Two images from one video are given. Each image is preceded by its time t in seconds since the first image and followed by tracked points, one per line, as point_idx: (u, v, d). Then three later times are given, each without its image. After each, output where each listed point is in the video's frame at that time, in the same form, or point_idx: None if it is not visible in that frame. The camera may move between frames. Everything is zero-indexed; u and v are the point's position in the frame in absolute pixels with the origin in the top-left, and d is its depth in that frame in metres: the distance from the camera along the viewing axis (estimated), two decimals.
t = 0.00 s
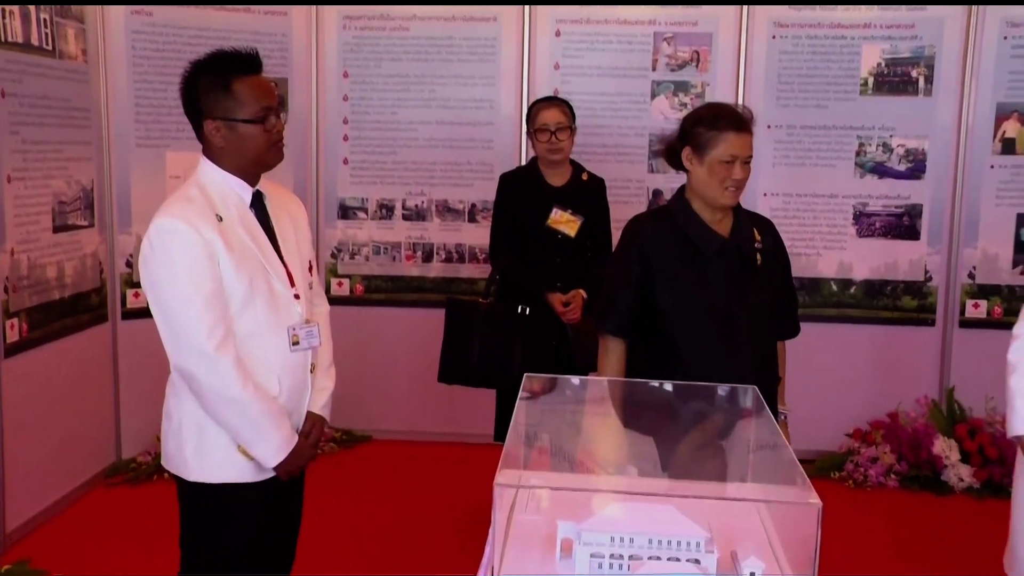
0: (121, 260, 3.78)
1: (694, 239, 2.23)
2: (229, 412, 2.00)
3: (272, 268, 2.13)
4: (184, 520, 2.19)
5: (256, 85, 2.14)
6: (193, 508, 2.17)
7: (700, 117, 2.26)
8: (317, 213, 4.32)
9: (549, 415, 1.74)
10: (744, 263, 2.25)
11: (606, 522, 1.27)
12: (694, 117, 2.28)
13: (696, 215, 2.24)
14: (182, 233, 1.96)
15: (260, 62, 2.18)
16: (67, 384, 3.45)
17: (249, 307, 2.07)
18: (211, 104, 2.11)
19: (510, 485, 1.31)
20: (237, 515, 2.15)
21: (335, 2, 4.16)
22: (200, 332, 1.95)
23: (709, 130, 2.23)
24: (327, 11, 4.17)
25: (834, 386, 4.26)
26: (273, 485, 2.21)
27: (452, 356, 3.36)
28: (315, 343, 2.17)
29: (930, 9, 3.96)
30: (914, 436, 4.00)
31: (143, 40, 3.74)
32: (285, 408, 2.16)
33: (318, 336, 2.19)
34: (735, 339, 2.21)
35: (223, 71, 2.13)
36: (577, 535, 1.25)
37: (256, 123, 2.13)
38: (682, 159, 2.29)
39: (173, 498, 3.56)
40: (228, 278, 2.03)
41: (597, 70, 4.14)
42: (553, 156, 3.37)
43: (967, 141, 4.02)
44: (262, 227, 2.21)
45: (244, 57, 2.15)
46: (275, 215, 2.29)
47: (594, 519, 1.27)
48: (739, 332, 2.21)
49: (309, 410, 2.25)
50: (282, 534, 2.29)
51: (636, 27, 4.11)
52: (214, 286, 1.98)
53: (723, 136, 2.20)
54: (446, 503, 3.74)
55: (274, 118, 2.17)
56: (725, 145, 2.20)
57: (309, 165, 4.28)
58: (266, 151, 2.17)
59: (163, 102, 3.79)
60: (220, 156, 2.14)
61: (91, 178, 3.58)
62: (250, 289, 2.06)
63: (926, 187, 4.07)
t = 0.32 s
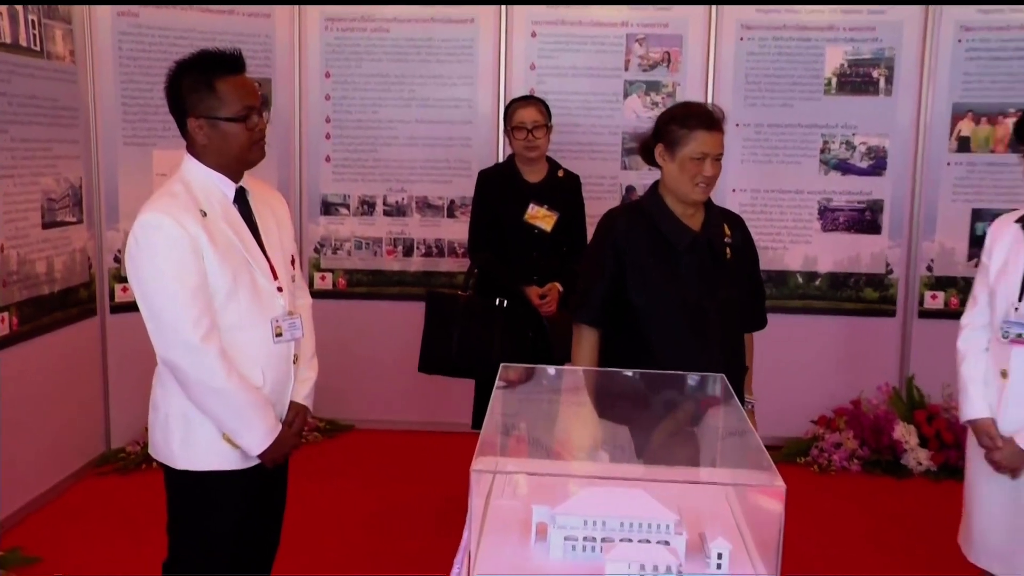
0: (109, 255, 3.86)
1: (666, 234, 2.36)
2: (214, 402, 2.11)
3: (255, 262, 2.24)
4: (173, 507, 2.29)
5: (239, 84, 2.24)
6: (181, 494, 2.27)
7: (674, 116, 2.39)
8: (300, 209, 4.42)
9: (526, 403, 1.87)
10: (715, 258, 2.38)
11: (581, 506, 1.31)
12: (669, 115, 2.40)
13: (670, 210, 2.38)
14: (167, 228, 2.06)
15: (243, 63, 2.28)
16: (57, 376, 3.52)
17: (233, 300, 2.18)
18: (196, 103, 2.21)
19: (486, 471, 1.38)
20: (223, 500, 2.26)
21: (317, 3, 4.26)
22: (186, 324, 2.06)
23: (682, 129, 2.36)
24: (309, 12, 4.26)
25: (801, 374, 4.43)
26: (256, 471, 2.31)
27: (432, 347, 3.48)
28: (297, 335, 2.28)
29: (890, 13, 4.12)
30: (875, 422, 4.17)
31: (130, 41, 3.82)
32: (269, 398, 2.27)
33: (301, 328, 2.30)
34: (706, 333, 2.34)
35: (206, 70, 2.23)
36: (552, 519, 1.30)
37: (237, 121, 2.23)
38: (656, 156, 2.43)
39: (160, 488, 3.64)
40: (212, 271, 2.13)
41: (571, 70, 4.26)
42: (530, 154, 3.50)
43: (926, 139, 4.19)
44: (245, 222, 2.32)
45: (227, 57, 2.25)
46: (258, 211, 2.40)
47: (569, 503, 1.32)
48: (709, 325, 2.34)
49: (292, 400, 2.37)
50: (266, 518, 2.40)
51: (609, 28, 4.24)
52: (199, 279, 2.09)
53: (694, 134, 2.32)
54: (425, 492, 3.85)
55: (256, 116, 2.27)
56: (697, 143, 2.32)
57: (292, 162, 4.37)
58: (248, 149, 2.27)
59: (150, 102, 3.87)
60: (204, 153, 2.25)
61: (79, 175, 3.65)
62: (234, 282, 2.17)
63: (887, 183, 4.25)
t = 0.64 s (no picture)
0: (93, 252, 3.95)
1: (633, 228, 2.47)
2: (194, 392, 2.23)
3: (233, 258, 2.37)
4: (154, 494, 2.41)
5: (218, 88, 2.35)
6: (162, 479, 2.39)
7: (642, 116, 2.48)
8: (278, 206, 4.53)
9: (496, 390, 2.02)
10: (679, 251, 2.51)
11: (547, 491, 1.41)
12: (638, 116, 2.49)
13: (638, 207, 2.49)
14: (148, 226, 2.19)
15: (225, 67, 2.39)
16: (41, 370, 3.61)
17: (212, 295, 2.31)
18: (174, 105, 2.32)
19: (458, 457, 1.45)
20: (202, 485, 2.39)
21: (294, 7, 4.37)
22: (166, 318, 2.18)
23: (651, 128, 2.45)
24: (287, 15, 4.37)
25: (760, 364, 4.63)
26: (233, 458, 2.44)
27: (406, 336, 3.64)
28: (274, 327, 2.41)
29: (843, 19, 4.32)
30: (830, 408, 4.39)
31: (111, 44, 3.90)
32: (247, 388, 2.39)
33: (278, 321, 2.44)
34: (669, 322, 2.47)
35: (188, 73, 2.34)
36: (521, 503, 1.39)
37: (214, 124, 2.34)
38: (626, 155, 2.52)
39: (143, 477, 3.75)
40: (192, 267, 2.26)
41: (541, 73, 4.41)
42: (501, 153, 3.65)
43: (877, 139, 4.40)
44: (224, 220, 2.45)
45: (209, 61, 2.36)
46: (236, 208, 2.53)
47: (537, 488, 1.41)
48: (672, 315, 2.47)
49: (270, 390, 2.50)
50: (240, 505, 2.53)
51: (576, 33, 4.39)
52: (179, 274, 2.21)
53: (662, 133, 2.42)
54: (396, 479, 3.99)
55: (233, 120, 2.38)
56: (665, 142, 2.41)
57: (271, 161, 4.48)
58: (223, 150, 2.39)
59: (131, 103, 3.96)
60: (182, 152, 2.37)
61: (63, 175, 3.74)
62: (212, 277, 2.30)
63: (841, 181, 4.45)
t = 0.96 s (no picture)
0: (69, 249, 4.04)
1: (595, 221, 2.56)
2: (167, 383, 2.30)
3: (203, 253, 2.44)
4: (131, 483, 2.47)
5: (192, 91, 2.42)
6: (138, 471, 2.46)
7: (602, 116, 2.57)
8: (248, 203, 4.64)
9: (462, 381, 2.14)
10: (638, 244, 2.61)
11: (509, 474, 1.63)
12: (598, 115, 2.58)
13: (600, 204, 2.57)
14: (120, 223, 2.25)
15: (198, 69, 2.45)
16: (19, 363, 3.70)
17: (183, 289, 2.37)
18: (151, 106, 2.38)
19: (424, 444, 1.57)
20: (176, 478, 2.46)
21: (263, 10, 4.49)
22: (139, 312, 2.25)
23: (611, 128, 2.54)
24: (256, 17, 4.49)
25: (713, 352, 4.85)
26: (207, 447, 2.50)
27: (373, 328, 3.79)
28: (244, 320, 2.49)
29: (789, 24, 4.54)
30: (779, 394, 4.61)
31: (84, 46, 3.98)
32: (218, 379, 2.46)
33: (247, 314, 2.51)
34: (627, 310, 2.57)
35: (162, 76, 2.40)
36: (483, 487, 1.63)
37: (187, 127, 2.41)
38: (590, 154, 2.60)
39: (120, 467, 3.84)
40: (163, 262, 2.33)
41: (503, 74, 4.57)
42: (464, 151, 3.82)
43: (822, 138, 4.63)
44: (195, 216, 2.52)
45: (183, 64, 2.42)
46: (206, 205, 2.61)
47: (499, 471, 1.62)
48: (630, 303, 2.57)
49: (241, 380, 2.57)
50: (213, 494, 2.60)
51: (536, 36, 4.56)
52: (149, 270, 2.28)
53: (621, 132, 2.51)
54: (366, 471, 4.08)
55: (206, 122, 2.45)
56: (623, 141, 2.50)
57: (241, 159, 4.59)
58: (195, 152, 2.46)
59: (106, 104, 4.05)
60: (156, 152, 2.44)
61: (38, 174, 3.82)
62: (183, 272, 2.36)
63: (788, 178, 4.69)
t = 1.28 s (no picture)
0: (45, 251, 4.13)
1: (557, 221, 2.71)
2: (141, 381, 2.32)
3: (176, 254, 2.47)
4: (106, 476, 2.50)
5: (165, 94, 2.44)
6: (113, 463, 2.48)
7: (562, 119, 2.71)
8: (220, 205, 4.76)
9: (428, 377, 2.23)
10: (598, 242, 2.76)
11: (472, 462, 1.68)
12: (558, 118, 2.72)
13: (561, 203, 2.71)
14: (94, 226, 2.27)
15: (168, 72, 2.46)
16: None
17: (156, 289, 2.40)
18: (125, 111, 2.41)
19: (391, 436, 1.63)
20: (152, 472, 2.48)
21: (233, 18, 4.62)
22: (113, 312, 2.27)
23: (570, 130, 2.67)
24: (227, 25, 4.61)
25: (670, 345, 5.06)
26: (181, 442, 2.51)
27: (342, 326, 3.92)
28: (216, 318, 2.52)
29: (738, 31, 4.76)
30: (733, 385, 4.82)
31: (58, 53, 4.06)
32: (191, 376, 2.49)
33: (220, 313, 2.54)
34: (588, 306, 2.72)
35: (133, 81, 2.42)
36: (448, 475, 1.68)
37: (162, 129, 2.43)
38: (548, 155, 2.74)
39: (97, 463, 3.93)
40: (136, 263, 2.35)
41: (467, 79, 4.73)
42: (429, 154, 3.98)
43: (771, 141, 4.86)
44: (168, 218, 2.54)
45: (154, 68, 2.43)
46: (178, 208, 2.64)
47: (462, 460, 1.68)
48: (591, 299, 2.72)
49: (213, 376, 2.59)
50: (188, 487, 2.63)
51: (498, 42, 4.72)
52: (123, 271, 2.30)
53: (581, 134, 2.64)
54: (335, 465, 4.21)
55: (180, 124, 2.47)
56: (583, 142, 2.64)
57: (212, 162, 4.71)
58: (170, 155, 2.48)
59: (79, 110, 4.14)
60: (131, 156, 2.45)
61: (14, 178, 3.91)
62: (156, 272, 2.39)
63: (739, 178, 4.91)
